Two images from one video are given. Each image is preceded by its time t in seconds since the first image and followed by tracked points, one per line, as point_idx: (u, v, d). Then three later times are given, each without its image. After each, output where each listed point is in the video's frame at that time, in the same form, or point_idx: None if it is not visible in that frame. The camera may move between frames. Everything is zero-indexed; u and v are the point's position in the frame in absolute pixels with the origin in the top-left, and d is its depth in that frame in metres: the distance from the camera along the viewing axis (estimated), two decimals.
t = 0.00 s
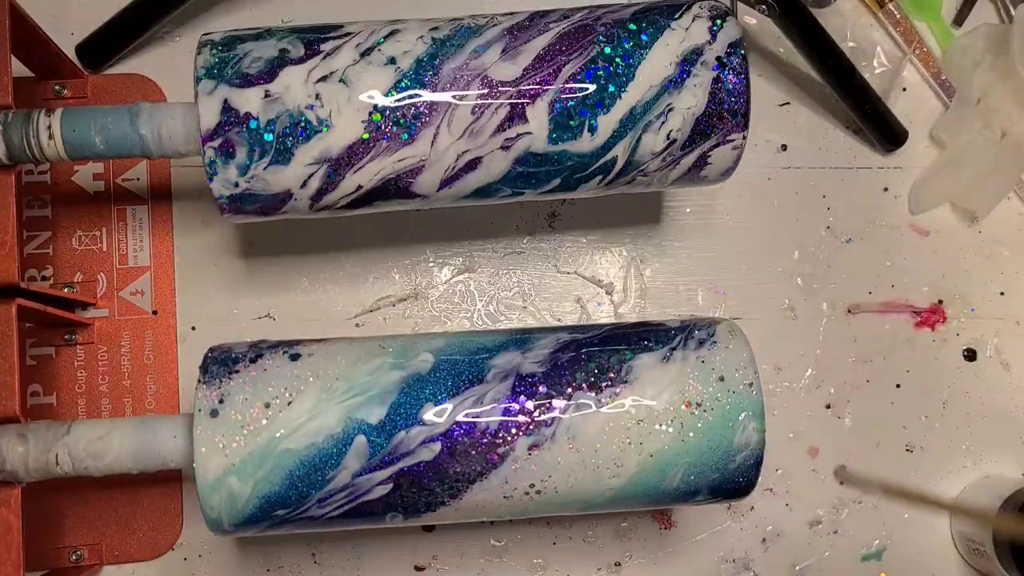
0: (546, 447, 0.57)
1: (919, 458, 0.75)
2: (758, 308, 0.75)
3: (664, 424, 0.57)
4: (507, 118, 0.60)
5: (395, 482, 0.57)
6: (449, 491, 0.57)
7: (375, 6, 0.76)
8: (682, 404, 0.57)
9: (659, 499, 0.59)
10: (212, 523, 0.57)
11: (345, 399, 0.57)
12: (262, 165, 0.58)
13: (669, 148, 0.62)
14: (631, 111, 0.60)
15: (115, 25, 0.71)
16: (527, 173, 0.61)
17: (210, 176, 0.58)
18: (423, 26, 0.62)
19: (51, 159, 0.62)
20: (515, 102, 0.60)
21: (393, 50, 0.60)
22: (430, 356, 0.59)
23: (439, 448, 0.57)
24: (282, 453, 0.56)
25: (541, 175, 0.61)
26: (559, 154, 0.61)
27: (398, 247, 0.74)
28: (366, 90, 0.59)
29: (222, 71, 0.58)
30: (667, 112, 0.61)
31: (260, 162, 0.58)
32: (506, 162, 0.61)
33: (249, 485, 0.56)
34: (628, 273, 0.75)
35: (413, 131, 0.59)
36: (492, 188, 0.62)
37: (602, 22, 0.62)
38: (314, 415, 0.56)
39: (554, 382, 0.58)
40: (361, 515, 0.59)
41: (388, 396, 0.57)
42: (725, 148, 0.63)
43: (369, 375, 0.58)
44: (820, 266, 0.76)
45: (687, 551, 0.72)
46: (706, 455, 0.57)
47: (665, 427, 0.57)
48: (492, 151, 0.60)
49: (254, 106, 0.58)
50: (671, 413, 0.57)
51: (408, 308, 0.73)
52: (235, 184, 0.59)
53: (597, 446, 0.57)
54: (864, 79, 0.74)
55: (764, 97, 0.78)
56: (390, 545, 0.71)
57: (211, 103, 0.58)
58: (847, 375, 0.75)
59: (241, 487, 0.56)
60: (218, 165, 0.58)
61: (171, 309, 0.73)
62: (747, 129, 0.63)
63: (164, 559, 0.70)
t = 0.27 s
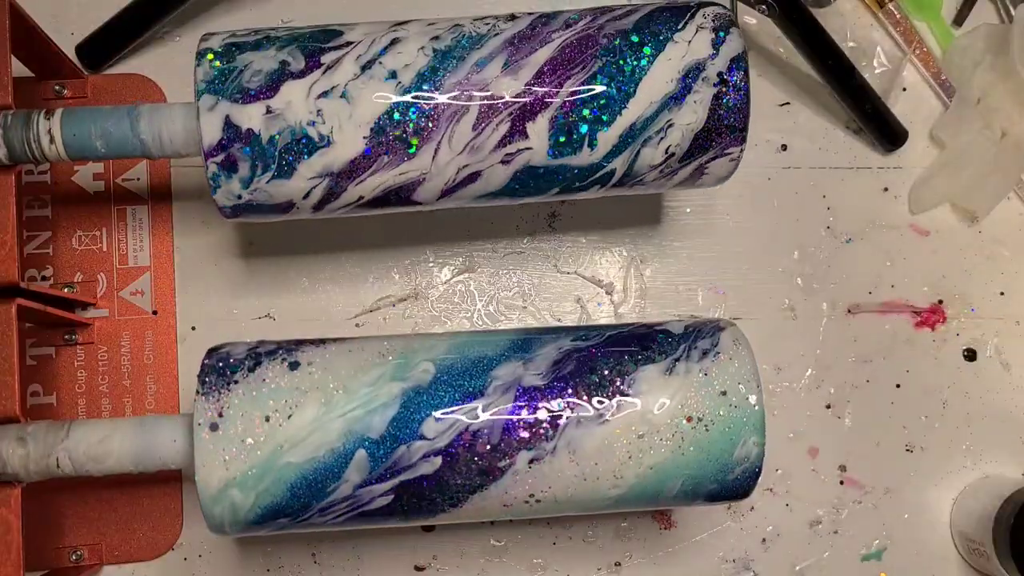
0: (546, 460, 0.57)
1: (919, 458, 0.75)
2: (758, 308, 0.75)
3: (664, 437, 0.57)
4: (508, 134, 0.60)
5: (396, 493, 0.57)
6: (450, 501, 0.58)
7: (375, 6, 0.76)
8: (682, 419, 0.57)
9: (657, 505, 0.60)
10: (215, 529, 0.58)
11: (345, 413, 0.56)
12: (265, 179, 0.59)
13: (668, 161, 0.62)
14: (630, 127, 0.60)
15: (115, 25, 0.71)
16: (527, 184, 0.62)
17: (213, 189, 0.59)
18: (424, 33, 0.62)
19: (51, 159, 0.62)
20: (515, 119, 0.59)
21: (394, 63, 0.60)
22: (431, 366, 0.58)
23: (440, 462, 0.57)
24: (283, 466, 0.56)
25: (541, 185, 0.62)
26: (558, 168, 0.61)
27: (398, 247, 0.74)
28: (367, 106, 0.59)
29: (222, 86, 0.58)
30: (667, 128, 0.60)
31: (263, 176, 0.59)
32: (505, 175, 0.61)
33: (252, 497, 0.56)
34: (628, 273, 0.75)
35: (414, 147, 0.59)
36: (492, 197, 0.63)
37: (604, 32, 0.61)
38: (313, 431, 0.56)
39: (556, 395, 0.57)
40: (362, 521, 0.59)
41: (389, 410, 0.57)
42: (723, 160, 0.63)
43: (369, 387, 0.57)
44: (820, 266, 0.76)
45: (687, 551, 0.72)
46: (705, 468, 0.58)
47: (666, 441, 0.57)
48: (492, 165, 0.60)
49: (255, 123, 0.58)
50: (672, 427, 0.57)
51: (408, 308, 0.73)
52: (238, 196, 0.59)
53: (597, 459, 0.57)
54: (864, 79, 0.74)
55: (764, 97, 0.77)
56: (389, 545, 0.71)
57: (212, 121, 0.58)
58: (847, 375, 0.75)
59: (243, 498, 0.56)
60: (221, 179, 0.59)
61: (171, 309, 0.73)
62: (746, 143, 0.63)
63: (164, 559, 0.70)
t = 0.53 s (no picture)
0: (546, 473, 0.57)
1: (919, 458, 0.75)
2: (758, 308, 0.75)
3: (664, 450, 0.57)
4: (508, 148, 0.60)
5: (397, 503, 0.58)
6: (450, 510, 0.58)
7: (375, 6, 0.76)
8: (683, 433, 0.57)
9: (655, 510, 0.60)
10: (218, 534, 0.58)
11: (346, 428, 0.56)
12: (267, 191, 0.59)
13: (666, 172, 0.62)
14: (630, 141, 0.60)
15: (115, 25, 0.71)
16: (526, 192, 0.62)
17: (216, 200, 0.59)
18: (425, 42, 0.61)
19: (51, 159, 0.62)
20: (516, 134, 0.59)
21: (395, 77, 0.59)
22: (432, 378, 0.58)
23: (441, 475, 0.57)
24: (284, 479, 0.56)
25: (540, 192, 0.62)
26: (557, 179, 0.61)
27: (398, 247, 0.74)
28: (369, 121, 0.59)
29: (222, 100, 0.58)
30: (666, 142, 0.61)
31: (265, 189, 0.59)
32: (504, 185, 0.61)
33: (253, 506, 0.56)
34: (628, 273, 0.75)
35: (415, 160, 0.59)
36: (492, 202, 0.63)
37: (606, 44, 0.60)
38: (314, 445, 0.56)
39: (556, 409, 0.57)
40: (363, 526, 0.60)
41: (388, 424, 0.56)
42: (719, 170, 0.63)
43: (368, 401, 0.57)
44: (820, 266, 0.76)
45: (686, 551, 0.72)
46: (704, 479, 0.58)
47: (666, 455, 0.57)
48: (492, 178, 0.61)
49: (257, 139, 0.58)
50: (672, 441, 0.57)
51: (408, 308, 0.73)
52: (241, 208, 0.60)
53: (597, 472, 0.57)
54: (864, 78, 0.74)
55: (764, 97, 0.77)
56: (389, 545, 0.71)
57: (214, 136, 0.58)
58: (847, 375, 0.75)
59: (245, 508, 0.56)
60: (224, 192, 0.59)
61: (171, 309, 0.73)
62: (743, 154, 0.63)
63: (164, 559, 0.70)
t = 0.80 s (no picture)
0: (546, 485, 0.57)
1: (918, 458, 0.75)
2: (758, 308, 0.75)
3: (664, 463, 0.57)
4: (508, 161, 0.60)
5: (398, 511, 0.58)
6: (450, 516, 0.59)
7: (375, 7, 0.76)
8: (682, 447, 0.57)
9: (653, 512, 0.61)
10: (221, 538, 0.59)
11: (347, 443, 0.56)
12: (270, 202, 0.60)
13: (663, 181, 0.63)
14: (630, 155, 0.60)
15: (115, 25, 0.71)
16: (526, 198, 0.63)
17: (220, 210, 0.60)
18: (426, 52, 0.60)
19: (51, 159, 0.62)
20: (517, 149, 0.60)
21: (396, 91, 0.59)
22: (432, 392, 0.57)
23: (442, 487, 0.57)
24: (285, 491, 0.56)
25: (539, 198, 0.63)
26: (556, 188, 0.62)
27: (398, 247, 0.74)
28: (370, 136, 0.59)
29: (223, 114, 0.58)
30: (664, 155, 0.61)
31: (268, 200, 0.60)
32: (504, 194, 0.62)
33: (255, 515, 0.57)
34: (628, 273, 0.75)
35: (416, 174, 0.60)
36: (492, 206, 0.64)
37: (608, 58, 0.60)
38: (314, 460, 0.56)
39: (557, 422, 0.57)
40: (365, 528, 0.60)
41: (389, 438, 0.56)
42: (715, 179, 0.64)
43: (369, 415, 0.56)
44: (820, 266, 0.76)
45: (686, 551, 0.72)
46: (703, 489, 0.58)
47: (665, 467, 0.57)
48: (493, 188, 0.61)
49: (260, 153, 0.58)
50: (672, 455, 0.57)
51: (408, 308, 0.73)
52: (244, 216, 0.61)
53: (597, 482, 0.58)
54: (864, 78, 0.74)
55: (764, 97, 0.77)
56: (389, 545, 0.71)
57: (217, 151, 0.58)
58: (847, 375, 0.75)
59: (247, 518, 0.57)
60: (228, 203, 0.60)
61: (171, 309, 0.73)
62: (740, 164, 0.63)
63: (164, 559, 0.70)
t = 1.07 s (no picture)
0: (545, 495, 0.58)
1: (918, 458, 0.75)
2: (758, 308, 0.75)
3: (663, 474, 0.58)
4: (508, 174, 0.60)
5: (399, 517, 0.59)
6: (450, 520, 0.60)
7: (375, 7, 0.76)
8: (682, 460, 0.57)
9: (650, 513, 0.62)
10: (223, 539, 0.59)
11: (347, 457, 0.56)
12: (273, 210, 0.61)
13: (661, 189, 0.63)
14: (628, 167, 0.61)
15: (115, 25, 0.71)
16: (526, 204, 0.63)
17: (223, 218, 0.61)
18: (427, 64, 0.60)
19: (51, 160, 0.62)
20: (517, 162, 0.60)
21: (397, 106, 0.59)
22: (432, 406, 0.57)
23: (442, 498, 0.58)
24: (287, 502, 0.56)
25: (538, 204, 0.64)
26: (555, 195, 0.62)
27: (398, 247, 0.74)
28: (371, 151, 0.59)
29: (224, 130, 0.58)
30: (663, 167, 0.61)
31: (271, 210, 0.60)
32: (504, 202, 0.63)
33: (257, 523, 0.57)
34: (628, 273, 0.75)
35: (416, 185, 0.60)
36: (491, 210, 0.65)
37: (609, 71, 0.60)
38: (315, 475, 0.56)
39: (557, 437, 0.57)
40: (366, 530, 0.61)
41: (389, 452, 0.56)
42: (712, 185, 0.65)
43: (369, 430, 0.56)
44: (820, 266, 0.76)
45: (686, 551, 0.72)
46: (701, 497, 0.59)
47: (664, 478, 0.58)
48: (492, 198, 0.62)
49: (262, 167, 0.58)
50: (671, 467, 0.57)
51: (408, 308, 0.73)
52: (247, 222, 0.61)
53: (597, 493, 0.58)
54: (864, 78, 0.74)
55: (763, 97, 0.77)
56: (390, 545, 0.71)
57: (219, 165, 0.58)
58: (847, 375, 0.75)
59: (250, 524, 0.57)
60: (231, 212, 0.60)
61: (171, 309, 0.73)
62: (736, 172, 0.64)
63: (164, 560, 0.70)
